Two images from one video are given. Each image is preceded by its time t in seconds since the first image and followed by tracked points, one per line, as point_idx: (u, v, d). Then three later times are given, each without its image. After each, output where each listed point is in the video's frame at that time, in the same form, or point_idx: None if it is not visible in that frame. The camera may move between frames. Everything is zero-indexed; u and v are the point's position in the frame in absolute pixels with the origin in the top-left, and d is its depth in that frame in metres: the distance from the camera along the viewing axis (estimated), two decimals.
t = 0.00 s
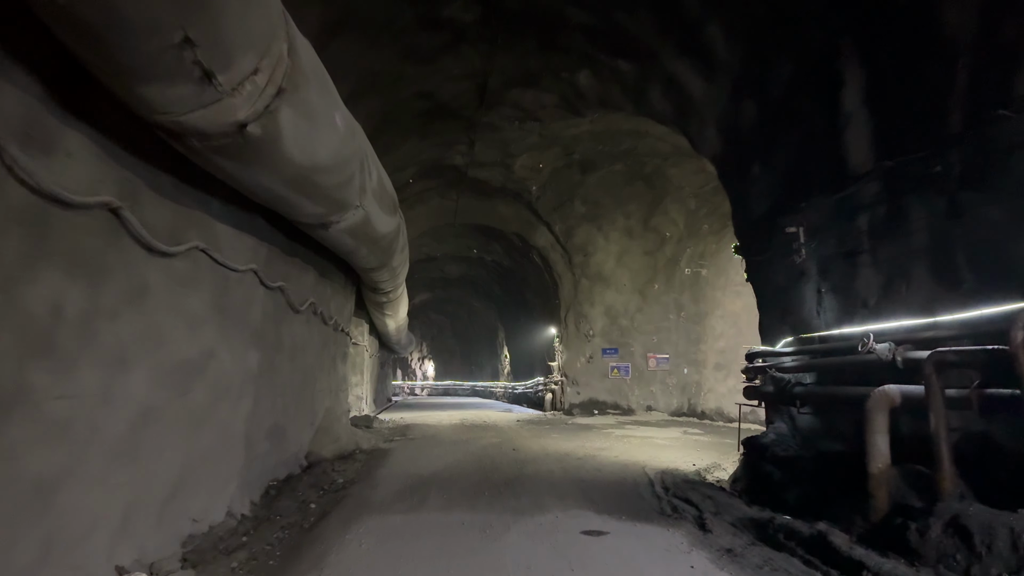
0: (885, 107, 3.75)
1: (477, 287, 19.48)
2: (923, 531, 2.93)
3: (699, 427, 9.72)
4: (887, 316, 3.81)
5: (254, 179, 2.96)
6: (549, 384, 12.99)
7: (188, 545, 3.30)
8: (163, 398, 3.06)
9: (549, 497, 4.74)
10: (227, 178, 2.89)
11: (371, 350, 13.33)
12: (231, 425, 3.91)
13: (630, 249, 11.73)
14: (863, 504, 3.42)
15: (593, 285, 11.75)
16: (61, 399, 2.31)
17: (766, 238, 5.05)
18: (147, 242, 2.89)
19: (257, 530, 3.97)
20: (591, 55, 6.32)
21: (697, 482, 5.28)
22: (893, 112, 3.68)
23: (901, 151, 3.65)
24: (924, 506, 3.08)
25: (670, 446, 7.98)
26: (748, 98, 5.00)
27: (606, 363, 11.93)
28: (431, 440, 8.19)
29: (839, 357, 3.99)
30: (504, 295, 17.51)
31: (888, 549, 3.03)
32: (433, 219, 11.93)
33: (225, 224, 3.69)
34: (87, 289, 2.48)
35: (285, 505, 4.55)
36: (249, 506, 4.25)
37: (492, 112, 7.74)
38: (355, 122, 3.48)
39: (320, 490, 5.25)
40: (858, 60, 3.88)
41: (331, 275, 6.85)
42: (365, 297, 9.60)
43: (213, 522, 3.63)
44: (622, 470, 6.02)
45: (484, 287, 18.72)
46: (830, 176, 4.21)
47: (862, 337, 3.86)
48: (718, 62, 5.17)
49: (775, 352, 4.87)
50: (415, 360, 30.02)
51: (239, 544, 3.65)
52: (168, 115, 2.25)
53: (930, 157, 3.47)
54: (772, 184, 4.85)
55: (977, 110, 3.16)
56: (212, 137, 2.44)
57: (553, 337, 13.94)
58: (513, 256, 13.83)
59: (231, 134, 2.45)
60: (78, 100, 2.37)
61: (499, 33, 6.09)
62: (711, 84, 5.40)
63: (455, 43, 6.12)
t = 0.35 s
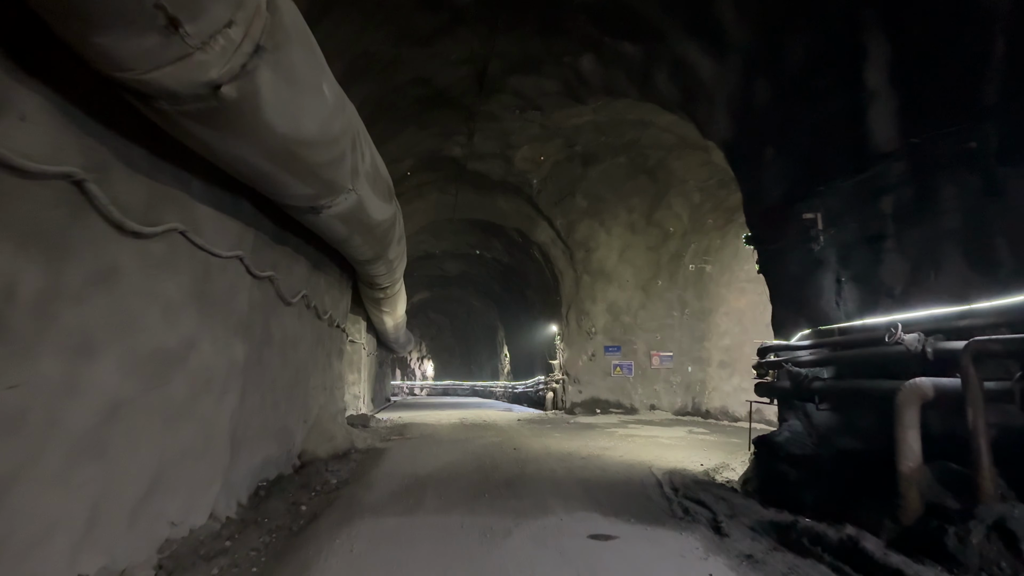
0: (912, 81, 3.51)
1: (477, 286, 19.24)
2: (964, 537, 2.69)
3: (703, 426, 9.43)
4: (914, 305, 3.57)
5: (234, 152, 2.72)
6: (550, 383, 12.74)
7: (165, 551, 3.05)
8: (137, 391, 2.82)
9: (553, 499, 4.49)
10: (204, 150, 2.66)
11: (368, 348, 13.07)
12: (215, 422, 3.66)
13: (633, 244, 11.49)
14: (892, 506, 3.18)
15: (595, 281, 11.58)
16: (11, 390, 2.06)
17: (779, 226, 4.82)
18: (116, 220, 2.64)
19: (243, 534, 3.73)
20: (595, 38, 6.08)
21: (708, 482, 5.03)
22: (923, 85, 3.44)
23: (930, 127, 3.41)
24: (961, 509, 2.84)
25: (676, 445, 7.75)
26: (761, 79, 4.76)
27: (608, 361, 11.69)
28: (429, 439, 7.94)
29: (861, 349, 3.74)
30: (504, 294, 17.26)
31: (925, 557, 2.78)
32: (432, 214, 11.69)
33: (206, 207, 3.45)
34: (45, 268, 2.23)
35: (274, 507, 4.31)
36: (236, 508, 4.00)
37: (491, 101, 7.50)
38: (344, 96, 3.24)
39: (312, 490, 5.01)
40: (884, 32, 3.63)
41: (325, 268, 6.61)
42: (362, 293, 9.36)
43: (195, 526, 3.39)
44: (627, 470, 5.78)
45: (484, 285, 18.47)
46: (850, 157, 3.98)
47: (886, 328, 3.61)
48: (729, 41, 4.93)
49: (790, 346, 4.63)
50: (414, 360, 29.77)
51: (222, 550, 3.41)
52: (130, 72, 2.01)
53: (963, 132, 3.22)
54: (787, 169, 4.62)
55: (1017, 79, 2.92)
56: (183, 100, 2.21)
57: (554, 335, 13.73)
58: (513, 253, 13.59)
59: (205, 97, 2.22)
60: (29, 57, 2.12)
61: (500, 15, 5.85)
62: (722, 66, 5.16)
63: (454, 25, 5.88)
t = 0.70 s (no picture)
0: (943, 59, 3.30)
1: (477, 285, 19.01)
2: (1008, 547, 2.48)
3: (709, 428, 9.23)
4: (944, 298, 3.35)
5: (215, 128, 2.51)
6: (552, 383, 12.52)
7: (143, 562, 2.83)
8: (111, 391, 2.60)
9: (559, 503, 4.27)
10: (182, 127, 2.44)
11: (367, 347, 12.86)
12: (201, 424, 3.44)
13: (636, 242, 11.27)
14: (926, 514, 2.96)
15: (598, 279, 11.36)
16: None
17: (796, 218, 4.61)
18: (88, 204, 2.43)
19: (231, 542, 3.50)
20: (601, 24, 5.86)
21: (720, 485, 4.81)
22: (955, 63, 3.22)
23: (963, 107, 3.19)
24: (1005, 517, 2.63)
25: (683, 447, 7.52)
26: (777, 63, 4.56)
27: (611, 361, 11.46)
28: (429, 441, 7.72)
29: (888, 345, 3.50)
30: (504, 293, 17.03)
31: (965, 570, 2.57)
32: (432, 211, 11.46)
33: (189, 194, 3.23)
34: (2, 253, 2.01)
35: (265, 513, 4.08)
36: (224, 514, 3.78)
37: (493, 92, 7.28)
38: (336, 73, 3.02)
39: (306, 494, 4.78)
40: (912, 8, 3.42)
41: (321, 264, 6.39)
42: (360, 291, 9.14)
43: (178, 534, 3.17)
44: (634, 472, 5.55)
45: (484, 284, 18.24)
46: (874, 142, 3.76)
47: (914, 322, 3.40)
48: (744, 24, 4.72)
49: (807, 343, 4.41)
50: (414, 361, 29.53)
51: (207, 559, 3.18)
52: (92, 31, 1.79)
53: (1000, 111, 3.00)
54: (804, 157, 4.40)
55: None
56: (154, 66, 1.99)
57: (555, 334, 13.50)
58: (514, 251, 13.37)
59: (177, 61, 2.00)
60: None
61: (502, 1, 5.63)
62: (736, 50, 4.94)
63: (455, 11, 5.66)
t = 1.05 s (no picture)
0: (974, 41, 3.10)
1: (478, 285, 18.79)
2: None
3: (715, 430, 9.02)
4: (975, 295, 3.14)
5: (193, 108, 2.30)
6: (553, 384, 12.30)
7: None
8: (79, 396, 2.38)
9: (564, 512, 4.06)
10: (156, 107, 2.23)
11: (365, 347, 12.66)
12: (184, 430, 3.23)
13: (639, 240, 11.06)
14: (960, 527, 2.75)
15: (600, 279, 11.15)
16: None
17: (812, 213, 4.40)
18: (53, 192, 2.21)
19: (215, 556, 3.28)
20: (607, 12, 5.66)
21: (732, 493, 4.60)
22: (988, 45, 3.02)
23: (997, 91, 2.98)
24: None
25: (689, 451, 7.31)
26: (793, 50, 4.36)
27: (614, 362, 11.24)
28: (427, 445, 7.50)
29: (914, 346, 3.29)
30: (505, 293, 16.81)
31: None
32: (431, 209, 11.26)
33: (170, 184, 3.02)
34: None
35: (254, 523, 3.87)
36: (209, 525, 3.56)
37: (493, 85, 7.08)
38: (324, 53, 2.81)
39: (299, 503, 4.56)
40: None
41: (316, 262, 6.19)
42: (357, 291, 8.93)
43: (157, 547, 2.96)
44: (641, 478, 5.34)
45: (485, 284, 18.02)
46: (898, 131, 3.56)
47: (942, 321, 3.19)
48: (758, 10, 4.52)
49: (823, 343, 4.20)
50: (413, 361, 29.30)
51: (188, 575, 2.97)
52: None
53: None
54: (822, 148, 4.20)
55: None
56: (119, 33, 1.78)
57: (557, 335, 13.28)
58: (515, 250, 13.16)
59: (146, 28, 1.79)
60: None
61: None
62: (750, 38, 4.74)
63: None
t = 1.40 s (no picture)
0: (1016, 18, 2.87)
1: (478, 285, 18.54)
2: None
3: (722, 434, 8.80)
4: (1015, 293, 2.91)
5: (164, 84, 2.06)
6: (555, 386, 12.05)
7: None
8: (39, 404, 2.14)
9: (572, 524, 3.82)
10: (123, 81, 2.00)
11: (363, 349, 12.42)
12: (163, 437, 3.00)
13: (643, 239, 10.84)
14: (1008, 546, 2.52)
15: (603, 278, 10.94)
16: None
17: (831, 207, 4.17)
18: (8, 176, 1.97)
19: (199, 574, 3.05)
20: None
21: (748, 503, 4.36)
22: None
23: None
24: None
25: (697, 455, 7.07)
26: (812, 35, 4.13)
27: (617, 363, 11.01)
28: (427, 449, 7.27)
29: (947, 348, 3.07)
30: (506, 293, 16.57)
31: None
32: (431, 207, 11.02)
33: (146, 173, 2.79)
34: None
35: (241, 535, 3.63)
36: (192, 540, 3.33)
37: (495, 77, 6.85)
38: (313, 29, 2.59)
39: (290, 513, 4.32)
40: None
41: (311, 260, 5.96)
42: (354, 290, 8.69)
43: (133, 565, 2.73)
44: (650, 485, 5.10)
45: (486, 284, 17.77)
46: (929, 119, 3.33)
47: (978, 321, 2.96)
48: None
49: (843, 345, 3.97)
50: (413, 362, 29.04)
51: None
52: None
53: None
54: (843, 139, 3.97)
55: None
56: None
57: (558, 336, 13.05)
58: (516, 249, 12.93)
59: None
60: None
61: None
62: (764, 24, 4.52)
63: None
